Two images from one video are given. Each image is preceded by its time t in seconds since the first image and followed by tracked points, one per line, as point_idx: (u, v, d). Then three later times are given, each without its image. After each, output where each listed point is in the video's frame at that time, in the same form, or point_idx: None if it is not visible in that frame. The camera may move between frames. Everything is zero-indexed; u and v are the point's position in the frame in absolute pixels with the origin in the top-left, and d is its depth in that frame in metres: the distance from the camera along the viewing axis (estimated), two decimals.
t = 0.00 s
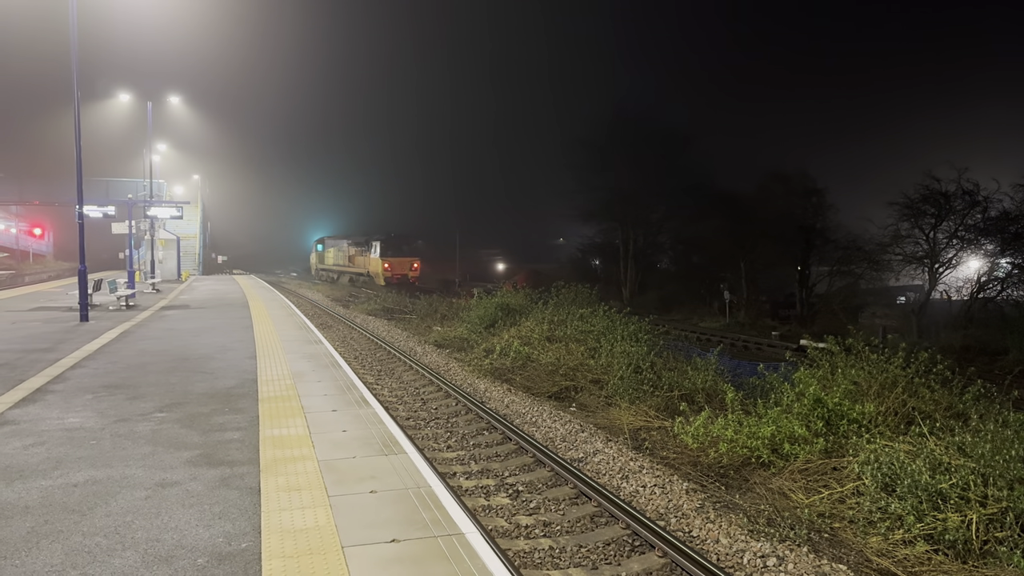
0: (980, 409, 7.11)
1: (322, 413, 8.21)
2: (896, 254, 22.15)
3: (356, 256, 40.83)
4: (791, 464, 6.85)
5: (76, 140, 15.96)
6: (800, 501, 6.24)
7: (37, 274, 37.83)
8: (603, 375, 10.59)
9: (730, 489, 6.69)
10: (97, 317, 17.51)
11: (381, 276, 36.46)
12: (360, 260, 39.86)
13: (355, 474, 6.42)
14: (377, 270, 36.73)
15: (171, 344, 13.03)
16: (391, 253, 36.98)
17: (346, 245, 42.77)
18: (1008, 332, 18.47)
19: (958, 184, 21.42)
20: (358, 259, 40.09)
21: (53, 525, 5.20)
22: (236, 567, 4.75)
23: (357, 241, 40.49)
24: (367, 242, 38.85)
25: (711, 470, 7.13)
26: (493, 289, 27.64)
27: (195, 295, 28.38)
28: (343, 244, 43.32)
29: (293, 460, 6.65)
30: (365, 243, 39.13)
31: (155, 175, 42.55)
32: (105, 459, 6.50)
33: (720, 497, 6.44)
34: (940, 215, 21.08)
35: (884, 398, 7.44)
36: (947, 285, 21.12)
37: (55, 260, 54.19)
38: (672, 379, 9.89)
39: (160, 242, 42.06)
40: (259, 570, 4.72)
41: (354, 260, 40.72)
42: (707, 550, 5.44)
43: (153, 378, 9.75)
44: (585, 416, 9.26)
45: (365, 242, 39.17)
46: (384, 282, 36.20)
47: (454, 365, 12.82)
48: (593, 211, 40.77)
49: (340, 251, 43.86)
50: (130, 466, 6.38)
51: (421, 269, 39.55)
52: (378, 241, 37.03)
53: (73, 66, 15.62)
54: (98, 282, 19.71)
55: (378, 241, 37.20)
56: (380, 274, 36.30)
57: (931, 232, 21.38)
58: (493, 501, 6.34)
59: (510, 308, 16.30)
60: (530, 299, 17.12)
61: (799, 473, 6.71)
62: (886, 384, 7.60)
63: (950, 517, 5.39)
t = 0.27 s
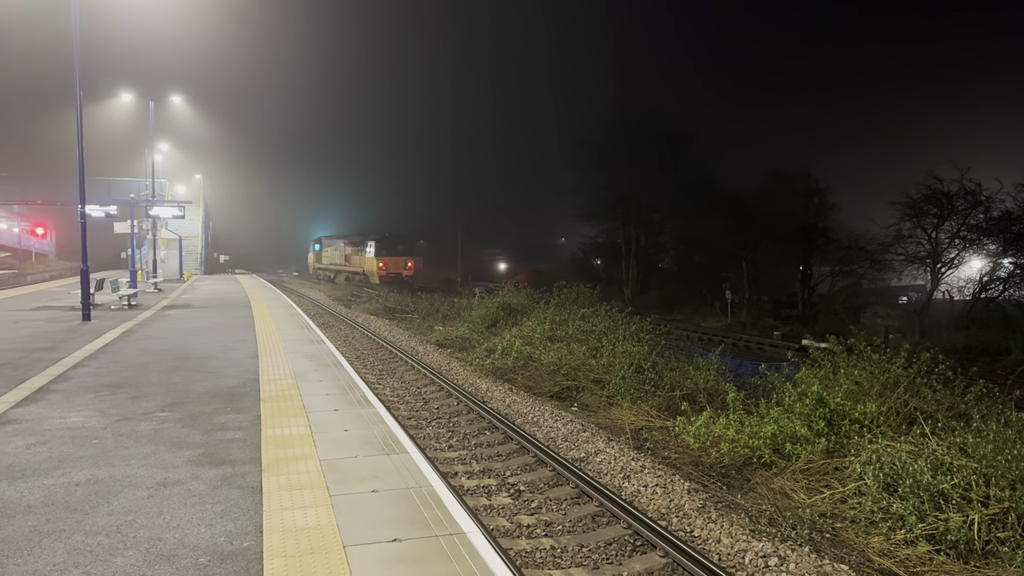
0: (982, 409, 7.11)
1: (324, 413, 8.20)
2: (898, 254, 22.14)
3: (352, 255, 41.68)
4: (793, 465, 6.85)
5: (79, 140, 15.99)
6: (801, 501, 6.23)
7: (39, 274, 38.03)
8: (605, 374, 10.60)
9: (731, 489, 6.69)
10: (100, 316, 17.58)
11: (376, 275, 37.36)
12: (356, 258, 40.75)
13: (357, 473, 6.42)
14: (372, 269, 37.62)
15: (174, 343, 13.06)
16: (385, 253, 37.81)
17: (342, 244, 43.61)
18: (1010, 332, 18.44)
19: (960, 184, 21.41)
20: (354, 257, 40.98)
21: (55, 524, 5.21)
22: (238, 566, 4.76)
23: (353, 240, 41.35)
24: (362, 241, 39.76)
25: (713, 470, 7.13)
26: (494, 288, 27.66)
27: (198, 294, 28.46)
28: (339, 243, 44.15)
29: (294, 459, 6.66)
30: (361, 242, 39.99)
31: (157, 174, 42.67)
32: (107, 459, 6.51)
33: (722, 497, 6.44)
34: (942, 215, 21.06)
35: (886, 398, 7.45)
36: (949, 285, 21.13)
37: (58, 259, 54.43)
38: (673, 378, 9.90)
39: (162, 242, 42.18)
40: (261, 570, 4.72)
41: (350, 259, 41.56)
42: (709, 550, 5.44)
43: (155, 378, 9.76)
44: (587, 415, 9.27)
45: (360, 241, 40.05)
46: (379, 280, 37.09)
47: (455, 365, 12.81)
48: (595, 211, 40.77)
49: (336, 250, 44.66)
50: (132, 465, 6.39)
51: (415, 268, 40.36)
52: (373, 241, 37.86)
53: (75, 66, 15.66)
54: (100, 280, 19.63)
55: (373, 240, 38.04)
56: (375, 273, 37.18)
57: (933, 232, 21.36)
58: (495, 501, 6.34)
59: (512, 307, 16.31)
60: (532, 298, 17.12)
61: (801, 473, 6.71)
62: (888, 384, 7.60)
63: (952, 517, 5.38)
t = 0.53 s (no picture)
0: (984, 409, 7.10)
1: (326, 413, 8.20)
2: (901, 254, 22.10)
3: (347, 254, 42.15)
4: (795, 465, 6.84)
5: (81, 140, 16.00)
6: (804, 501, 6.23)
7: (41, 273, 38.14)
8: (607, 374, 10.59)
9: (733, 490, 6.68)
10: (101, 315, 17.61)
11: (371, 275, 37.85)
12: (351, 258, 41.22)
13: (359, 473, 6.42)
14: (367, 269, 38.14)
15: (175, 343, 13.07)
16: (379, 253, 38.22)
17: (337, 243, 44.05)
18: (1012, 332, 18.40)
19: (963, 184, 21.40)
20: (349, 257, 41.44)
21: (58, 523, 5.22)
22: (240, 566, 4.75)
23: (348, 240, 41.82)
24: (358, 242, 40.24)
25: (715, 470, 7.13)
26: (496, 288, 27.66)
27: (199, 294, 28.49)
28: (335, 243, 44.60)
29: (296, 459, 6.66)
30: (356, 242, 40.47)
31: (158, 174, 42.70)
32: (109, 458, 6.52)
33: (724, 497, 6.44)
34: (945, 215, 21.02)
35: (888, 398, 7.45)
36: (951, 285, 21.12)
37: (59, 259, 54.56)
38: (675, 378, 9.89)
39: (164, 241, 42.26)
40: (263, 570, 4.72)
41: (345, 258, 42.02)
42: (711, 550, 5.43)
43: (158, 377, 9.78)
44: (588, 415, 9.27)
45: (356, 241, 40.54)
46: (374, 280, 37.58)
47: (457, 365, 12.80)
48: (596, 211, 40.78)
49: (331, 250, 45.06)
50: (134, 465, 6.40)
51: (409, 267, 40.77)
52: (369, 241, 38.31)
53: (77, 66, 15.68)
54: (103, 279, 19.56)
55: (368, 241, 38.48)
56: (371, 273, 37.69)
57: (936, 232, 21.32)
58: (496, 500, 6.33)
59: (514, 307, 16.31)
60: (533, 298, 17.12)
61: (803, 473, 6.71)
62: (890, 385, 7.59)
63: (954, 518, 5.37)
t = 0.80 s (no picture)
0: (986, 410, 7.10)
1: (328, 412, 8.20)
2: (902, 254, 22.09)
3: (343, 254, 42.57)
4: (796, 465, 6.85)
5: (83, 139, 16.02)
6: (805, 502, 6.23)
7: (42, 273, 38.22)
8: (608, 374, 10.60)
9: (734, 490, 6.69)
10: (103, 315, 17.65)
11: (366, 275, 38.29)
12: (347, 258, 41.63)
13: (361, 473, 6.43)
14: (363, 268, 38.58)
15: (177, 343, 13.09)
16: (374, 253, 38.59)
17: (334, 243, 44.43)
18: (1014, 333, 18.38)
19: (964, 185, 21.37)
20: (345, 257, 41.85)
21: (60, 523, 5.22)
22: (242, 566, 4.76)
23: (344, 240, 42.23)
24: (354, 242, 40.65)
25: (716, 470, 7.13)
26: (497, 288, 27.68)
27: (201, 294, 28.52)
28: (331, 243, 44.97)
29: (298, 459, 6.67)
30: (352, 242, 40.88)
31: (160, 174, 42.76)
32: (111, 457, 6.53)
33: (725, 497, 6.44)
34: (947, 215, 21.01)
35: (889, 399, 7.46)
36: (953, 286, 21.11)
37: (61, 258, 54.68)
38: (675, 378, 9.90)
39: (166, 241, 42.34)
40: (264, 570, 4.72)
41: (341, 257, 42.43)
42: (712, 550, 5.43)
43: (160, 377, 9.79)
44: (590, 416, 9.27)
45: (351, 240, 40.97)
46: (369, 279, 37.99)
47: (459, 365, 12.80)
48: (597, 211, 40.79)
49: (328, 249, 45.39)
50: (136, 464, 6.41)
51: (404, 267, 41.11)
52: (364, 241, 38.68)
53: (80, 66, 15.70)
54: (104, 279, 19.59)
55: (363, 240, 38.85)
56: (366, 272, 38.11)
57: (937, 233, 21.31)
58: (498, 501, 6.34)
59: (515, 307, 16.32)
60: (534, 298, 17.13)
61: (804, 473, 6.71)
62: (892, 385, 7.60)
63: (956, 518, 5.37)
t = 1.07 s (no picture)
0: (987, 410, 7.09)
1: (329, 413, 8.21)
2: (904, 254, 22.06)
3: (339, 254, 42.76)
4: (797, 466, 6.85)
5: (84, 140, 16.04)
6: (806, 502, 6.22)
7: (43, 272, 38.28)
8: (609, 375, 10.59)
9: (736, 490, 6.68)
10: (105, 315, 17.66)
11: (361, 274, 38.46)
12: (343, 257, 41.82)
13: (362, 473, 6.43)
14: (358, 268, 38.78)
15: (178, 343, 13.09)
16: (369, 253, 38.74)
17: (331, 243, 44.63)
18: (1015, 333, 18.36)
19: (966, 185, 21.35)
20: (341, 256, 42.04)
21: (61, 522, 5.23)
22: (243, 566, 4.76)
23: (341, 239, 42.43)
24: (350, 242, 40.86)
25: (717, 470, 7.13)
26: (498, 288, 27.68)
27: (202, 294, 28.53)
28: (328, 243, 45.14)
29: (299, 459, 6.67)
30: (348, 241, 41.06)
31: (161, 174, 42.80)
32: (112, 457, 6.54)
33: (726, 497, 6.44)
34: (948, 216, 20.98)
35: (890, 399, 7.46)
36: (954, 286, 21.08)
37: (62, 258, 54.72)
38: (676, 379, 9.90)
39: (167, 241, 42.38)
40: (265, 569, 4.73)
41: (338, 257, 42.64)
42: (713, 550, 5.43)
43: (161, 377, 9.79)
44: (591, 416, 9.28)
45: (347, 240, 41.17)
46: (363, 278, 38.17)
47: (460, 365, 12.80)
48: (597, 211, 40.79)
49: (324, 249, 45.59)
50: (137, 464, 6.42)
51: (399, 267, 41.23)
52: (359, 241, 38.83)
53: (81, 66, 15.73)
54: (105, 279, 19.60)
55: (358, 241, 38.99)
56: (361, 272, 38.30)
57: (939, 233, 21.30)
58: (498, 501, 6.34)
59: (516, 307, 16.31)
60: (536, 298, 17.12)
61: (805, 474, 6.70)
62: (892, 385, 7.59)
63: (956, 519, 5.36)
